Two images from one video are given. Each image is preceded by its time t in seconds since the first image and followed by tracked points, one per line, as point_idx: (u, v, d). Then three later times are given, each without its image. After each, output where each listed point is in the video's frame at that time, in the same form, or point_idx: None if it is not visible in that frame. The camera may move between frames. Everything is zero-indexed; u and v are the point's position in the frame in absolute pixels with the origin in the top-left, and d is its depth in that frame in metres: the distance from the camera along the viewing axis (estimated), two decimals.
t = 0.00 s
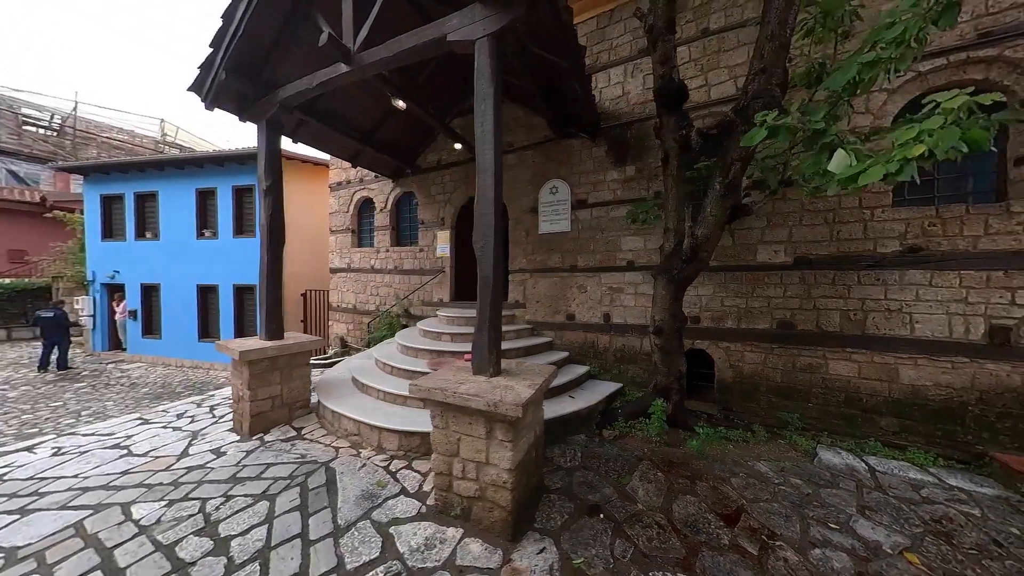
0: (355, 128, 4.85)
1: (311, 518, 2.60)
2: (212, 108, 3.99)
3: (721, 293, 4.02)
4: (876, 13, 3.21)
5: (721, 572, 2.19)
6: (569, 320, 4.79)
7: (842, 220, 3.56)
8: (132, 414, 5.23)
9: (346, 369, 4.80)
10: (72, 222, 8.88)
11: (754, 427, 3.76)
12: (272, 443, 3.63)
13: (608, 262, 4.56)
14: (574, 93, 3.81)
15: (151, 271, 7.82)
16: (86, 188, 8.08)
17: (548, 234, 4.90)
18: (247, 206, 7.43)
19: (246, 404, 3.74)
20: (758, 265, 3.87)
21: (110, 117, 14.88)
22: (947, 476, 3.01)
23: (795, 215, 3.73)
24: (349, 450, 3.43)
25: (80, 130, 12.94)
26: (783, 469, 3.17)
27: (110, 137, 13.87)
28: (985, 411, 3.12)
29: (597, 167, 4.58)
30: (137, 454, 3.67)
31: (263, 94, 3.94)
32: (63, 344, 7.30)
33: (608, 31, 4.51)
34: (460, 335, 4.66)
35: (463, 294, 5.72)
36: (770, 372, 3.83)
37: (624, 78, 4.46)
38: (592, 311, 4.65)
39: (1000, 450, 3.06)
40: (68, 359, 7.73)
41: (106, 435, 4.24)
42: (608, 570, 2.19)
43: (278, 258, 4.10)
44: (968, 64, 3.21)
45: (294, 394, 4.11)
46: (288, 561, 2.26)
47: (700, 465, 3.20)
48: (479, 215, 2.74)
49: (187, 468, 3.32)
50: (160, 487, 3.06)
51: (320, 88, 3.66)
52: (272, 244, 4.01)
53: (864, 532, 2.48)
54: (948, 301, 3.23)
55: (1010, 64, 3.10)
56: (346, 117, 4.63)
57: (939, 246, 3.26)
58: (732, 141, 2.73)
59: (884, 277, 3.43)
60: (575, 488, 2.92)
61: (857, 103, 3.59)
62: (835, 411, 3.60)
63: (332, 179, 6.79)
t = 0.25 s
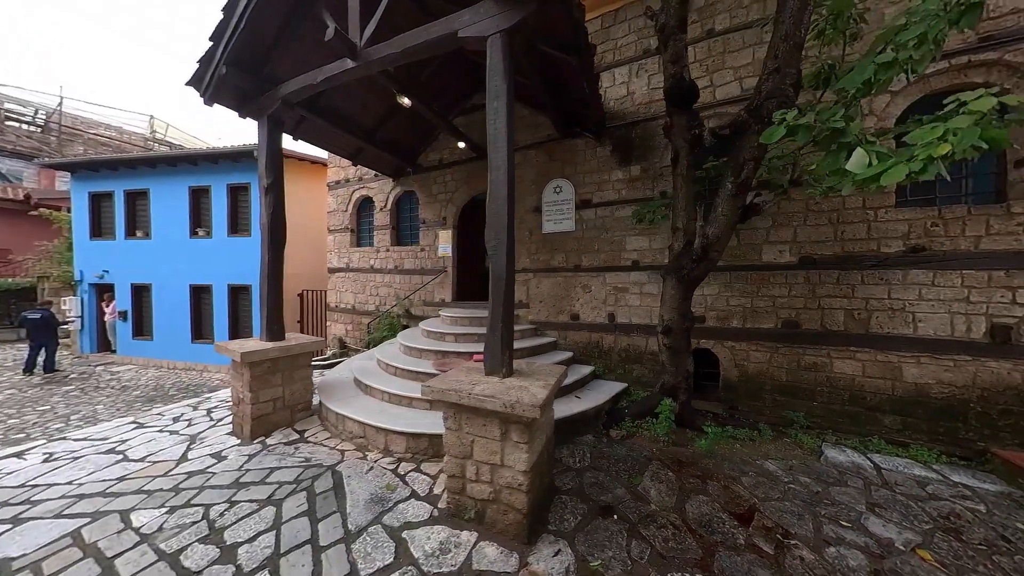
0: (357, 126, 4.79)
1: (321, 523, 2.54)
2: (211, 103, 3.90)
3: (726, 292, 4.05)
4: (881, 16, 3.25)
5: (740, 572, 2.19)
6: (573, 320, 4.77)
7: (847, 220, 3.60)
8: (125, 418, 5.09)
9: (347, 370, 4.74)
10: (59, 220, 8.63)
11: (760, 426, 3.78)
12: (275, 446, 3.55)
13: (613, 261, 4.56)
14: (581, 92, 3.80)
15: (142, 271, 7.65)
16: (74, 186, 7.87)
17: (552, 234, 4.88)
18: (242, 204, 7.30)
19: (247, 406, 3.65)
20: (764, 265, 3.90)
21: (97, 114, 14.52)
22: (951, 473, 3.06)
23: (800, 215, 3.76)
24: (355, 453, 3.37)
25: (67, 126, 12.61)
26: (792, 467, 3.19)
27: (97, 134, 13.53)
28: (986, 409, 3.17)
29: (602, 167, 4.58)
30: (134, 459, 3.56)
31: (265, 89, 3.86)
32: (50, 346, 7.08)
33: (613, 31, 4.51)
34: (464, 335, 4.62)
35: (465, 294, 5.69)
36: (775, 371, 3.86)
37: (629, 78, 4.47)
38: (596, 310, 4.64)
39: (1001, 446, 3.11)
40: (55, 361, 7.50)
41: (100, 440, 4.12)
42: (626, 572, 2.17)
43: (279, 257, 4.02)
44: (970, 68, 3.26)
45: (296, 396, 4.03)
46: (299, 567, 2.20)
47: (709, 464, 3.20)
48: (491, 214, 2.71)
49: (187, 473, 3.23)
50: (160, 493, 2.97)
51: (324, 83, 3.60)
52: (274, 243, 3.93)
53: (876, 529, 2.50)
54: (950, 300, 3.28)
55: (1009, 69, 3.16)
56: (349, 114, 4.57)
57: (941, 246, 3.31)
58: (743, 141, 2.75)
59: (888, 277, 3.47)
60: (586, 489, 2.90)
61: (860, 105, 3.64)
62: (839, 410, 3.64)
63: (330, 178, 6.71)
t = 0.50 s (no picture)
0: (358, 125, 4.71)
1: (330, 532, 2.47)
2: (209, 100, 3.80)
3: (731, 294, 4.07)
4: (885, 21, 3.29)
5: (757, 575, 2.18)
6: (577, 321, 4.75)
7: (851, 221, 3.63)
8: (117, 423, 4.94)
9: (349, 373, 4.66)
10: (44, 219, 8.38)
11: (765, 427, 3.80)
12: (277, 452, 3.46)
13: (617, 262, 4.54)
14: (588, 93, 3.79)
15: (133, 271, 7.46)
16: (61, 184, 7.66)
17: (556, 234, 4.85)
18: (237, 203, 7.16)
19: (247, 411, 3.57)
20: (768, 266, 3.92)
21: (82, 110, 14.14)
22: (954, 472, 3.09)
23: (805, 217, 3.78)
24: (360, 458, 3.30)
25: (52, 122, 12.27)
26: (799, 468, 3.20)
27: (83, 130, 13.18)
28: (988, 408, 3.21)
29: (606, 168, 4.57)
30: (130, 466, 3.45)
31: (265, 86, 3.78)
32: (36, 349, 6.86)
33: (617, 32, 4.51)
34: (468, 336, 4.57)
35: (467, 295, 5.65)
36: (780, 371, 3.89)
37: (633, 79, 4.47)
38: (601, 312, 4.63)
39: (1003, 445, 3.15)
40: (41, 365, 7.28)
41: (92, 446, 3.98)
42: None
43: (280, 258, 3.94)
44: (971, 72, 3.30)
45: (298, 399, 3.95)
46: None
47: (718, 465, 3.20)
48: (503, 215, 2.68)
49: (187, 481, 3.13)
50: (159, 502, 2.87)
51: (328, 81, 3.53)
52: (274, 243, 3.84)
53: (886, 530, 2.52)
54: (952, 301, 3.32)
55: (1009, 74, 3.22)
56: (350, 112, 4.49)
57: (943, 247, 3.34)
58: (755, 142, 2.75)
59: (891, 278, 3.50)
60: (598, 492, 2.88)
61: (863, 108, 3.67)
62: (843, 410, 3.66)
63: (328, 177, 6.61)
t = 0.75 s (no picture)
0: (360, 123, 4.65)
1: (341, 538, 2.41)
2: (209, 96, 3.71)
3: (736, 294, 4.09)
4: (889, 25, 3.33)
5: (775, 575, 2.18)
6: (582, 321, 4.74)
7: (854, 223, 3.67)
8: (109, 428, 4.80)
9: (351, 375, 4.59)
10: (29, 218, 8.14)
11: (770, 426, 3.82)
12: (281, 457, 3.38)
13: (622, 262, 4.54)
14: (595, 93, 3.78)
15: (123, 272, 7.29)
16: (49, 182, 7.46)
17: (560, 234, 4.84)
18: (232, 202, 7.04)
19: (250, 415, 3.48)
20: (773, 267, 3.95)
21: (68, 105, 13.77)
22: (957, 469, 3.13)
23: (809, 218, 3.82)
24: (367, 462, 3.24)
25: (36, 118, 11.93)
26: (807, 467, 3.22)
27: (68, 127, 12.83)
28: (989, 406, 3.26)
29: (611, 168, 4.56)
30: (126, 473, 3.34)
31: (266, 82, 3.70)
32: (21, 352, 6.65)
33: (621, 33, 4.52)
34: (472, 337, 4.54)
35: (469, 295, 5.61)
36: (785, 371, 3.92)
37: (637, 80, 4.48)
38: (605, 312, 4.62)
39: (1004, 442, 3.20)
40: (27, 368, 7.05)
41: (85, 452, 3.85)
42: None
43: (282, 258, 3.86)
44: (971, 77, 3.36)
45: (300, 402, 3.87)
46: None
47: (728, 465, 3.21)
48: (516, 215, 2.65)
49: (188, 487, 3.03)
50: (161, 510, 2.78)
51: (333, 77, 3.46)
52: (276, 243, 3.76)
53: (897, 527, 2.55)
54: (953, 301, 3.37)
55: (1008, 79, 3.28)
56: (352, 110, 4.43)
57: (945, 248, 3.39)
58: (767, 144, 2.76)
59: (894, 279, 3.54)
60: (610, 494, 2.87)
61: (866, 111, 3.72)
62: (847, 409, 3.70)
63: (326, 176, 6.51)
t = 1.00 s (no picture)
0: (363, 121, 4.60)
1: (356, 541, 2.39)
2: (211, 91, 3.64)
3: (740, 293, 4.14)
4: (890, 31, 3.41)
5: (791, 570, 2.22)
6: (586, 321, 4.75)
7: (856, 223, 3.73)
8: (104, 432, 4.68)
9: (356, 376, 4.54)
10: (15, 216, 7.91)
11: (775, 423, 3.88)
12: (287, 459, 3.33)
13: (626, 262, 4.57)
14: (603, 93, 3.80)
15: (115, 271, 7.16)
16: (37, 179, 7.28)
17: (565, 234, 4.84)
18: (228, 200, 6.94)
19: (254, 417, 3.42)
20: (776, 267, 4.01)
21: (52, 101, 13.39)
22: (957, 464, 3.20)
23: (812, 219, 3.88)
24: (377, 463, 3.21)
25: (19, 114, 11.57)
26: (813, 463, 3.27)
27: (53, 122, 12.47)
28: (986, 402, 3.34)
29: (616, 168, 4.59)
30: (127, 477, 3.26)
31: (270, 78, 3.64)
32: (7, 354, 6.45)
33: (626, 34, 4.55)
34: (478, 337, 4.52)
35: (472, 295, 5.60)
36: (788, 369, 3.97)
37: (641, 81, 4.52)
38: (610, 312, 4.64)
39: (1001, 437, 3.29)
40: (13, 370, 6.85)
41: (81, 457, 3.75)
42: None
43: (286, 258, 3.80)
44: (968, 82, 3.45)
45: (305, 403, 3.82)
46: None
47: (736, 462, 3.25)
48: (530, 214, 2.64)
49: (193, 491, 2.96)
50: (167, 514, 2.72)
51: (340, 74, 3.43)
52: (281, 242, 3.70)
53: (905, 521, 2.61)
54: (952, 300, 3.45)
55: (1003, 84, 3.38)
56: (356, 107, 4.38)
57: (944, 248, 3.47)
58: (776, 145, 2.80)
59: (895, 278, 3.62)
60: (623, 492, 2.88)
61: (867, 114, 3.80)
62: (849, 406, 3.77)
63: (325, 175, 6.44)
